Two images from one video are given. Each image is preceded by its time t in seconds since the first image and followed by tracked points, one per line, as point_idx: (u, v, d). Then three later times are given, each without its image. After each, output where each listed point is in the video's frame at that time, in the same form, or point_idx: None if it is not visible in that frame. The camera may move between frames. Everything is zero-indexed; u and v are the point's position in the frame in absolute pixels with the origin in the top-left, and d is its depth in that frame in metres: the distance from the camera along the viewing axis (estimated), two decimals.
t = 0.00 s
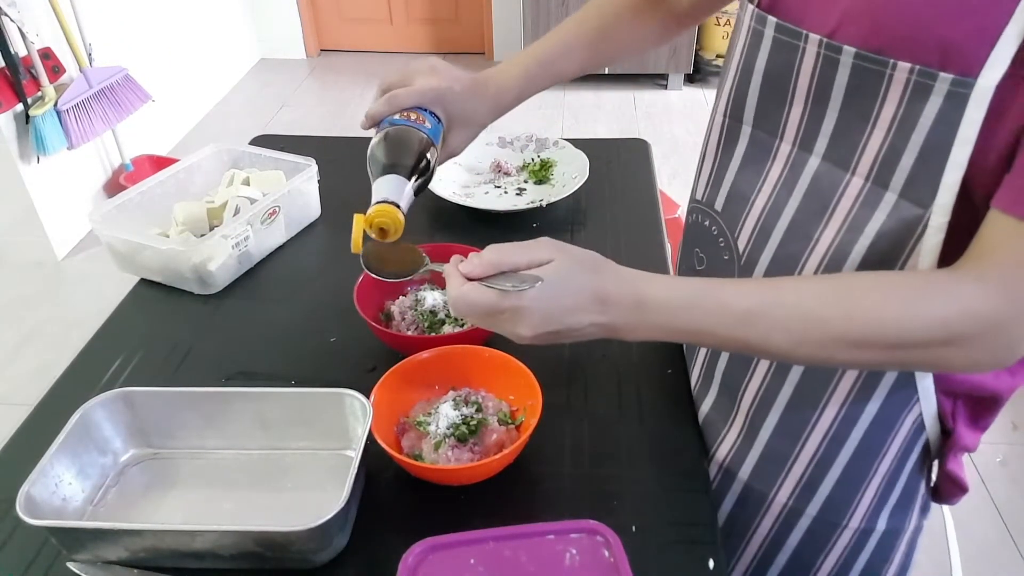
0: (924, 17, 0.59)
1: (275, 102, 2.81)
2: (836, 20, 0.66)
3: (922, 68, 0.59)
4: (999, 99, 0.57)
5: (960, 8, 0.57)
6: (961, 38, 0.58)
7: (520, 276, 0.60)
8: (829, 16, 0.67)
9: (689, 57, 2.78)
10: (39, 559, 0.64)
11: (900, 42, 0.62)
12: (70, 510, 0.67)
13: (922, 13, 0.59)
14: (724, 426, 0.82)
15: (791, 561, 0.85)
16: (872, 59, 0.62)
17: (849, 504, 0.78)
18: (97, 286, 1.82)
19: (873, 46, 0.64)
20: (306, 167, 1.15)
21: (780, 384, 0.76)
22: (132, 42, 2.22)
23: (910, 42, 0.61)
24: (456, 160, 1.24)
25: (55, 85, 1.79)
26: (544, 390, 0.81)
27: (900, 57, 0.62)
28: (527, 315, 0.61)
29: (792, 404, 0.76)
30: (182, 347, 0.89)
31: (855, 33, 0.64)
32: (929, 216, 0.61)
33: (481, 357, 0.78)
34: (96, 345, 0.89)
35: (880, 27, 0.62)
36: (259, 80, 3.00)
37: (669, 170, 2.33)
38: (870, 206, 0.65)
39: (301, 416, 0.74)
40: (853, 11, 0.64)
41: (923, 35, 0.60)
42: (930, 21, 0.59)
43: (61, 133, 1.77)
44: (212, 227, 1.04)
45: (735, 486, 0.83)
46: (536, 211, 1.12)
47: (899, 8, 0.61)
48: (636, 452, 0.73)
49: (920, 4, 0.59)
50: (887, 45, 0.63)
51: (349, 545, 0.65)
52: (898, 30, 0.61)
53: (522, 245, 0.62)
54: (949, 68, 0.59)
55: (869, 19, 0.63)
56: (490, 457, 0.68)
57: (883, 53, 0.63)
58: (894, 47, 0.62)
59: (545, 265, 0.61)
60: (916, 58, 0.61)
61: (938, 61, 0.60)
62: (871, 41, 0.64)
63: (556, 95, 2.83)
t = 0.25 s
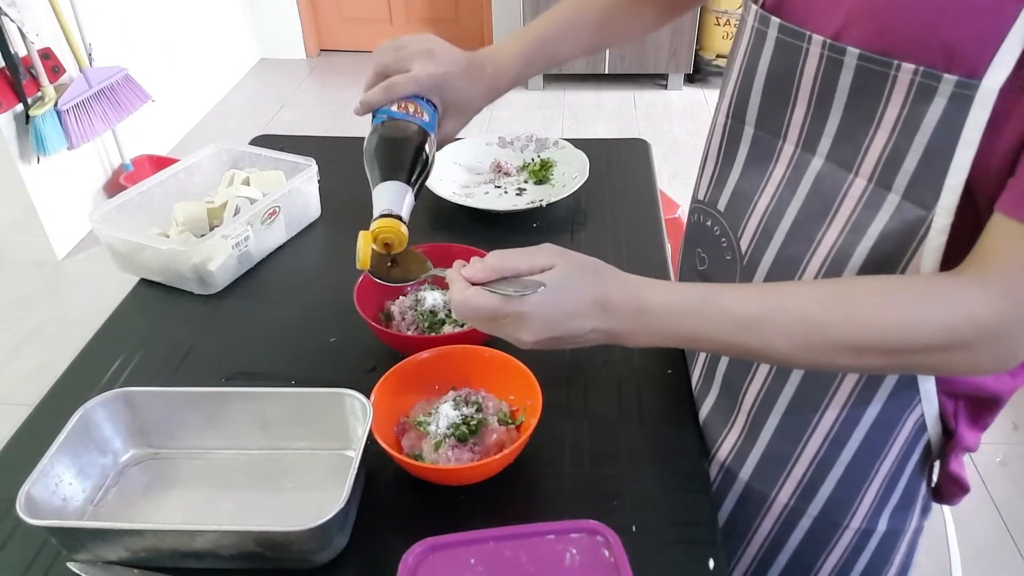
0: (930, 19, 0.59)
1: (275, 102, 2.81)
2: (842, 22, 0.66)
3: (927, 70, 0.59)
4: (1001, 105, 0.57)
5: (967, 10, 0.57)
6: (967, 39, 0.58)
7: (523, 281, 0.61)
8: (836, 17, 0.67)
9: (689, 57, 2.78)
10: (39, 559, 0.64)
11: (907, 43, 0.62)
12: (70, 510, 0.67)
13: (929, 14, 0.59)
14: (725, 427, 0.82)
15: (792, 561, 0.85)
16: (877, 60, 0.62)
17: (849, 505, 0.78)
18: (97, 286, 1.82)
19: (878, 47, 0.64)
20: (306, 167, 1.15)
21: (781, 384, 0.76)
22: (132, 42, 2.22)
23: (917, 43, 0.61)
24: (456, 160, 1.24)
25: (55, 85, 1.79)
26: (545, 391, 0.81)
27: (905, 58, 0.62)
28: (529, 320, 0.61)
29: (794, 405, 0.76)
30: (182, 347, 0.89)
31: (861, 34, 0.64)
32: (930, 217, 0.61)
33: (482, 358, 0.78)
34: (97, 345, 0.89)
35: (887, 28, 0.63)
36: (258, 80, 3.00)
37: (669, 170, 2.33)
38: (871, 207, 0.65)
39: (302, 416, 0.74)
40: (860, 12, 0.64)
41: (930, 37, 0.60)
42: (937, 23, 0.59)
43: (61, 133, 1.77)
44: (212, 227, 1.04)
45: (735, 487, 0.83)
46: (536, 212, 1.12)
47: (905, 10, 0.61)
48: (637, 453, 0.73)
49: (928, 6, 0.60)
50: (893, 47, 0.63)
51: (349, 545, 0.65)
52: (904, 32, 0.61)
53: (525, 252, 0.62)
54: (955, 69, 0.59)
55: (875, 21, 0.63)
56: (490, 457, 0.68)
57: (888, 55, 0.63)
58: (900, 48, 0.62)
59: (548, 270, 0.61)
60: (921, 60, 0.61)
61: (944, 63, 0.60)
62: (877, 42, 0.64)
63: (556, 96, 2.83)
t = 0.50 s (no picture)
0: (932, 18, 0.59)
1: (275, 102, 2.81)
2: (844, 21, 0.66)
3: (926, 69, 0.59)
4: (1002, 103, 0.56)
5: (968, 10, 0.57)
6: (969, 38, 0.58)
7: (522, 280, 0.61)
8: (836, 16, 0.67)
9: (689, 57, 2.79)
10: (39, 559, 0.64)
11: (908, 42, 0.62)
12: (69, 510, 0.67)
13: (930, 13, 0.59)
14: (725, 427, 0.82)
15: (790, 561, 0.85)
16: (877, 59, 0.62)
17: (848, 505, 0.78)
18: (97, 286, 1.82)
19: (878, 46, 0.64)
20: (305, 167, 1.15)
21: (780, 384, 0.76)
22: (132, 42, 2.22)
23: (918, 42, 0.61)
24: (456, 160, 1.24)
25: (55, 85, 1.79)
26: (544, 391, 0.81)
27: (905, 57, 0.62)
28: (530, 320, 0.61)
29: (793, 405, 0.76)
30: (182, 347, 0.89)
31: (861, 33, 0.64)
32: (930, 217, 0.61)
33: (481, 358, 0.78)
34: (96, 345, 0.89)
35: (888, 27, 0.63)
36: (259, 80, 3.00)
37: (669, 170, 2.33)
38: (871, 207, 0.65)
39: (301, 416, 0.74)
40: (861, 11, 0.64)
41: (931, 36, 0.60)
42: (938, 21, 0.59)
43: (61, 133, 1.77)
44: (211, 227, 1.04)
45: (734, 486, 0.83)
46: (536, 211, 1.12)
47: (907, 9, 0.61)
48: (636, 452, 0.73)
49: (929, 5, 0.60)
50: (894, 46, 0.63)
51: (348, 545, 0.65)
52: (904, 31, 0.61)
53: (526, 252, 0.63)
54: (955, 68, 0.59)
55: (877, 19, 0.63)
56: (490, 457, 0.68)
57: (889, 54, 0.63)
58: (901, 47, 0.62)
59: (548, 270, 0.61)
60: (922, 59, 0.61)
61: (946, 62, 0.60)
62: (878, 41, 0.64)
63: (556, 96, 2.83)
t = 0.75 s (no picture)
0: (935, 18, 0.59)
1: (275, 102, 2.81)
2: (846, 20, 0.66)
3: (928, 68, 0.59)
4: (1003, 103, 0.56)
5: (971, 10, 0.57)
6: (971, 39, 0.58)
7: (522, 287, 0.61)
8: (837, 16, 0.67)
9: (689, 57, 2.79)
10: (38, 559, 0.64)
11: (910, 41, 0.62)
12: (69, 510, 0.67)
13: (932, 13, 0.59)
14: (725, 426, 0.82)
15: (790, 561, 0.85)
16: (879, 58, 0.62)
17: (847, 504, 0.78)
18: (97, 286, 1.82)
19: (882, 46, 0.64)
20: (306, 167, 1.15)
21: (780, 384, 0.76)
22: (132, 42, 2.22)
23: (920, 42, 0.61)
24: (456, 160, 1.24)
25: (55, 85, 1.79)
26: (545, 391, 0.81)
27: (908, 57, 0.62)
28: (532, 326, 0.61)
29: (793, 405, 0.76)
30: (182, 347, 0.89)
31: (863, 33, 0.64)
32: (931, 216, 0.61)
33: (482, 358, 0.78)
34: (96, 344, 0.89)
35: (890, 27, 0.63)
36: (259, 80, 3.00)
37: (669, 169, 2.33)
38: (870, 206, 0.65)
39: (302, 416, 0.74)
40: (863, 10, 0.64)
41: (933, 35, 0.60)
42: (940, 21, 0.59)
43: (61, 133, 1.77)
44: (212, 227, 1.04)
45: (735, 486, 0.83)
46: (536, 211, 1.12)
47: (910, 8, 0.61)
48: (636, 452, 0.73)
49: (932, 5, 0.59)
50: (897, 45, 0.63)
51: (348, 545, 0.65)
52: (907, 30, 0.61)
53: (527, 258, 0.62)
54: (958, 68, 0.59)
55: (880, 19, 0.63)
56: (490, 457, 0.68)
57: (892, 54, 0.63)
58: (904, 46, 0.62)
59: (550, 275, 0.61)
60: (925, 59, 0.61)
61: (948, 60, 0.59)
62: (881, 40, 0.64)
63: (556, 96, 2.83)
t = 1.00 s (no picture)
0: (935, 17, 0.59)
1: (275, 102, 2.81)
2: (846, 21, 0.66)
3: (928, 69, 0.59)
4: (1004, 103, 0.56)
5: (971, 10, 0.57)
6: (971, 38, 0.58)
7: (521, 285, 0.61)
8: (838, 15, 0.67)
9: (689, 57, 2.79)
10: (38, 559, 0.64)
11: (909, 41, 0.62)
12: (69, 510, 0.67)
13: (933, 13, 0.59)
14: (726, 426, 0.82)
15: (790, 561, 0.85)
16: (880, 58, 0.62)
17: (847, 504, 0.78)
18: (97, 286, 1.82)
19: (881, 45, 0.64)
20: (306, 167, 1.15)
21: (780, 384, 0.76)
22: (132, 42, 2.22)
23: (920, 42, 0.61)
24: (456, 160, 1.24)
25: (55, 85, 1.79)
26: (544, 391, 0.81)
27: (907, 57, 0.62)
28: (531, 324, 0.61)
29: (793, 404, 0.76)
30: (182, 347, 0.89)
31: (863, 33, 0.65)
32: (931, 216, 0.61)
33: (482, 358, 0.78)
34: (96, 344, 0.89)
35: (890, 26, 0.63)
36: (259, 79, 3.00)
37: (669, 169, 2.33)
38: (871, 206, 0.65)
39: (302, 416, 0.74)
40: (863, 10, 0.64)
41: (933, 34, 0.60)
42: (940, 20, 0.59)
43: (61, 133, 1.77)
44: (212, 227, 1.04)
45: (735, 485, 0.83)
46: (536, 211, 1.12)
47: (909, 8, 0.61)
48: (636, 452, 0.73)
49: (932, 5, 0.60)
50: (896, 45, 0.63)
51: (348, 545, 0.65)
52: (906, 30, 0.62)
53: (526, 255, 0.63)
54: (958, 68, 0.59)
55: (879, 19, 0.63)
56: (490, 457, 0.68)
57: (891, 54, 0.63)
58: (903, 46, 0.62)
59: (548, 273, 0.61)
60: (925, 59, 0.61)
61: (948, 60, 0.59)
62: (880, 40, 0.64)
63: (556, 96, 2.83)
